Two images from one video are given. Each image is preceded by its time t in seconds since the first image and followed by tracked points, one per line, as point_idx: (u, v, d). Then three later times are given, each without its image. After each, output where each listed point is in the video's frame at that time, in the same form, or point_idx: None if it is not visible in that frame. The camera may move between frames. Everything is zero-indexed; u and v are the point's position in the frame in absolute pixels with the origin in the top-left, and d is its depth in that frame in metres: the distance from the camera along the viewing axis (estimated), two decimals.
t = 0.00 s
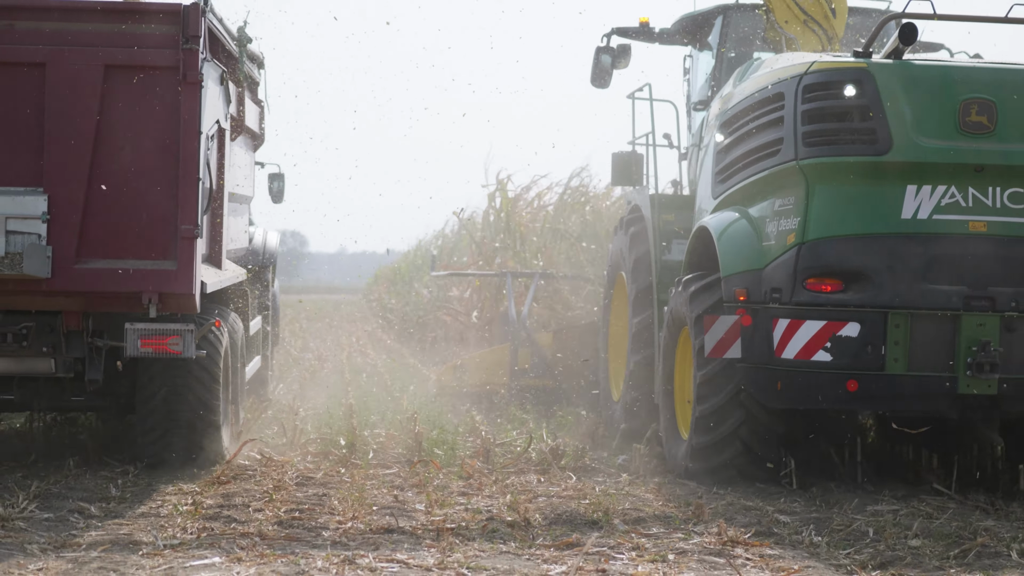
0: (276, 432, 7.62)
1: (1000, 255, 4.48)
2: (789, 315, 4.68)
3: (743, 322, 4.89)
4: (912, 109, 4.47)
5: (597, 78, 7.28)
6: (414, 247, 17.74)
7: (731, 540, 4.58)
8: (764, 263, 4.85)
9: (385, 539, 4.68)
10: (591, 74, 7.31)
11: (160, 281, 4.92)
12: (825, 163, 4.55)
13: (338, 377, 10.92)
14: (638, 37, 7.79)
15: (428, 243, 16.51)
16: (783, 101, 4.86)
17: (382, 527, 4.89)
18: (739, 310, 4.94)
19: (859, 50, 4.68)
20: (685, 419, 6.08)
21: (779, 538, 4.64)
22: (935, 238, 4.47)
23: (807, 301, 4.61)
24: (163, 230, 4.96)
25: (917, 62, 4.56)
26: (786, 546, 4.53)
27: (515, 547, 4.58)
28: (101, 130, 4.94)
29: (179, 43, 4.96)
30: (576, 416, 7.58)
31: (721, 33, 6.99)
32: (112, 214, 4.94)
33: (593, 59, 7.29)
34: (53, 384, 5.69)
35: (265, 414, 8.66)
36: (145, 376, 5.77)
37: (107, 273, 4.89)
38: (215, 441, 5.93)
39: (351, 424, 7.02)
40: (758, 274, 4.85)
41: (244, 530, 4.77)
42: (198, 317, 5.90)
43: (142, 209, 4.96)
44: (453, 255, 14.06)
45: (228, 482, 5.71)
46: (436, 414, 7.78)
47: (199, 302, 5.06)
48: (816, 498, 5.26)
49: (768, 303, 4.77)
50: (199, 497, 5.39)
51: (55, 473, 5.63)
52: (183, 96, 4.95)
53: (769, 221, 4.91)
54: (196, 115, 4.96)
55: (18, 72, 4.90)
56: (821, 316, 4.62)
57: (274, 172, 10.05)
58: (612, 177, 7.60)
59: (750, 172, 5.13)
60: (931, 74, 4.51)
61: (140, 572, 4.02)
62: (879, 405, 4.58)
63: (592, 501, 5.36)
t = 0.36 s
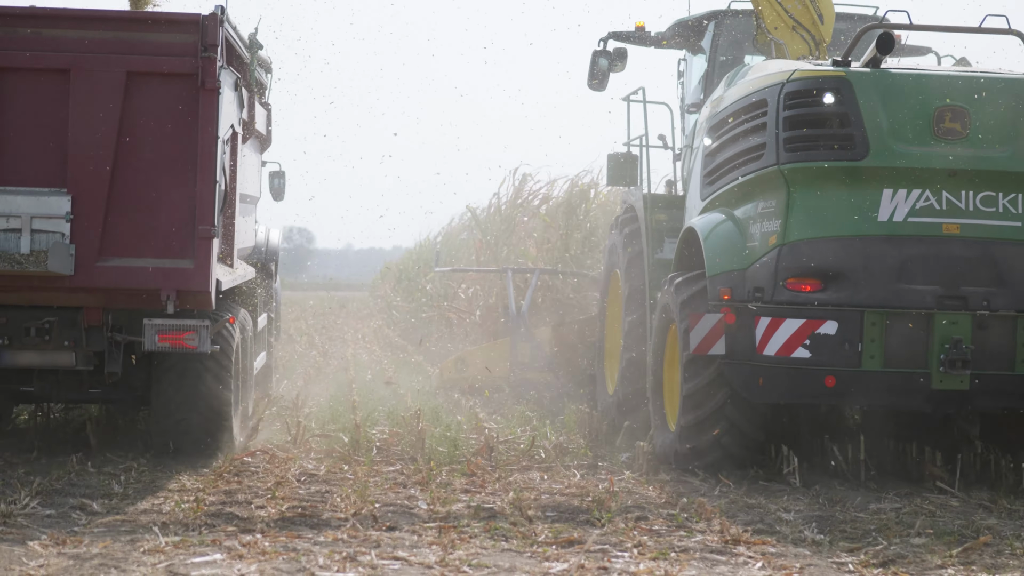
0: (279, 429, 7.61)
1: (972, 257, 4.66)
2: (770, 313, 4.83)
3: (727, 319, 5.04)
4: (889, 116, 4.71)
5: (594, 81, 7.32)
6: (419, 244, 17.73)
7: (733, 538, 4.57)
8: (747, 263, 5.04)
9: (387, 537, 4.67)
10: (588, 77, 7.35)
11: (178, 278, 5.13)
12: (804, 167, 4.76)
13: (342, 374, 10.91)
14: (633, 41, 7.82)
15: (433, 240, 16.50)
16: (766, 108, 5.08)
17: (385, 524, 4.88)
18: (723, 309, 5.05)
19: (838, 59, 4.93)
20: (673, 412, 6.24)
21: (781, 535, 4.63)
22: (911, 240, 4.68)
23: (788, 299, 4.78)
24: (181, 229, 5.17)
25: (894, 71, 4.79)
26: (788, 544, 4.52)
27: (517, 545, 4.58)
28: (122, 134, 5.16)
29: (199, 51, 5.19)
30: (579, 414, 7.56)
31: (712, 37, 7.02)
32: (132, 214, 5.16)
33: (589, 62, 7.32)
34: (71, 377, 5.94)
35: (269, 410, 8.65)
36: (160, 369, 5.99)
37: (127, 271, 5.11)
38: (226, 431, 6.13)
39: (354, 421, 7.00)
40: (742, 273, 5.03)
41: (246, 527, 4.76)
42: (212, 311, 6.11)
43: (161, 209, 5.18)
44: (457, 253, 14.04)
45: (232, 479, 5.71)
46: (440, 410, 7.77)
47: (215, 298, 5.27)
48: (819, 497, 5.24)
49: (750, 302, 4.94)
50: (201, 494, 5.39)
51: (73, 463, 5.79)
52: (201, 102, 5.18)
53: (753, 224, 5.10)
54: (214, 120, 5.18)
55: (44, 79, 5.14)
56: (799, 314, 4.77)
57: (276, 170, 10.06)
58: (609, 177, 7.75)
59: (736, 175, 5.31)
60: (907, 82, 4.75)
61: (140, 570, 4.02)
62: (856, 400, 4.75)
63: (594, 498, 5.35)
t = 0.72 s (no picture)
0: (280, 427, 7.59)
1: (941, 259, 4.86)
2: (749, 313, 5.06)
3: (708, 319, 5.25)
4: (863, 124, 4.87)
5: (588, 85, 7.31)
6: (421, 243, 17.72)
7: (733, 539, 4.56)
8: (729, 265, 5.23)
9: (386, 537, 4.66)
10: (581, 81, 7.34)
11: (193, 278, 5.47)
12: (781, 173, 4.96)
13: (343, 372, 10.88)
14: (625, 47, 7.80)
15: (434, 239, 16.49)
16: (745, 116, 5.25)
17: (383, 524, 4.87)
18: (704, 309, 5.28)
19: (814, 69, 5.06)
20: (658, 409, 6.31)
21: (781, 535, 4.62)
22: (884, 242, 4.87)
23: (766, 299, 5.01)
24: (196, 231, 5.52)
25: (867, 80, 4.94)
26: (787, 544, 4.51)
27: (516, 545, 4.57)
28: (140, 140, 5.49)
29: (213, 60, 5.49)
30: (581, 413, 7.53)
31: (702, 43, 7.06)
32: (149, 216, 5.50)
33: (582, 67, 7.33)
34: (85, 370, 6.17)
35: (270, 409, 8.64)
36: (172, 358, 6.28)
37: (144, 271, 5.45)
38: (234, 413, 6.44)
39: (354, 421, 6.98)
40: (723, 273, 5.25)
41: (244, 527, 4.75)
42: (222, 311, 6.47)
43: (177, 212, 5.52)
44: (458, 252, 14.04)
45: (231, 478, 5.70)
46: (440, 409, 7.75)
47: (227, 298, 5.62)
48: (819, 497, 5.23)
49: (731, 302, 5.17)
50: (200, 494, 5.37)
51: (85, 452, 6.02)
52: (215, 110, 5.50)
53: (735, 227, 5.29)
54: (227, 128, 5.50)
55: (67, 86, 5.45)
56: (777, 314, 5.00)
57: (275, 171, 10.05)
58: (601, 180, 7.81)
59: (719, 179, 5.49)
60: (881, 92, 4.90)
61: (138, 570, 4.00)
62: (834, 394, 4.97)
63: (594, 498, 5.34)
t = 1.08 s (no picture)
0: (281, 427, 7.59)
1: (918, 259, 5.05)
2: (734, 311, 5.18)
3: (695, 318, 5.36)
4: (843, 130, 5.09)
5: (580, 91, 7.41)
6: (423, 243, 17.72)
7: (732, 539, 4.55)
8: (714, 264, 5.39)
9: (385, 537, 4.66)
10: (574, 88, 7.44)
11: (202, 277, 5.72)
12: (765, 176, 5.14)
13: (346, 372, 10.87)
14: (615, 54, 7.87)
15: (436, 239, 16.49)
16: (730, 122, 5.45)
17: (382, 524, 4.87)
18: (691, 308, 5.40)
19: (798, 77, 5.29)
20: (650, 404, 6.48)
21: (780, 536, 4.62)
22: (864, 243, 5.06)
23: (750, 298, 5.15)
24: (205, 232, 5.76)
25: (848, 88, 5.19)
26: (787, 544, 4.51)
27: (515, 545, 4.56)
28: (152, 146, 5.72)
29: (221, 69, 5.72)
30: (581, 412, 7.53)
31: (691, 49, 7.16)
32: (161, 218, 5.73)
33: (576, 73, 7.44)
34: (97, 365, 6.33)
35: (272, 409, 8.64)
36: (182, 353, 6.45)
37: (156, 271, 5.68)
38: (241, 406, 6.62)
39: (354, 420, 6.98)
40: (709, 274, 5.40)
41: (243, 527, 4.75)
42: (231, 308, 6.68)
43: (187, 214, 5.75)
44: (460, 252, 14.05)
45: (231, 478, 5.70)
46: (441, 409, 7.75)
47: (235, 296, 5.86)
48: (819, 497, 5.23)
49: (717, 301, 5.28)
50: (200, 494, 5.36)
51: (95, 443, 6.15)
52: (223, 117, 5.73)
53: (720, 228, 5.45)
54: (234, 134, 5.73)
55: (82, 95, 5.69)
56: (760, 312, 5.12)
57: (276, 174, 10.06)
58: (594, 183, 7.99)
59: (705, 183, 5.66)
60: (858, 99, 5.15)
61: (136, 570, 4.00)
62: (815, 389, 5.09)
63: (593, 498, 5.33)
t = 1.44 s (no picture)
0: (284, 426, 7.58)
1: (901, 259, 5.22)
2: (725, 307, 5.33)
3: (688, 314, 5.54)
4: (829, 135, 5.27)
5: (578, 95, 7.54)
6: (427, 244, 17.72)
7: (735, 538, 4.54)
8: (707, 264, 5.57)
9: (387, 537, 4.64)
10: (572, 92, 7.57)
11: (217, 277, 5.87)
12: (755, 179, 5.32)
13: (350, 372, 10.85)
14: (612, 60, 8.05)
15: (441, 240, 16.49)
16: (721, 127, 5.66)
17: (384, 523, 4.86)
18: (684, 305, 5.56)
19: (786, 84, 5.47)
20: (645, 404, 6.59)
21: (782, 535, 4.60)
22: (850, 243, 5.23)
23: (739, 296, 5.30)
24: (220, 234, 5.91)
25: (835, 95, 5.37)
26: (789, 543, 4.49)
27: (517, 545, 4.55)
28: (168, 152, 5.87)
29: (234, 79, 5.89)
30: (586, 411, 7.50)
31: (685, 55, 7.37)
32: (177, 221, 5.87)
33: (574, 78, 7.57)
34: (116, 361, 6.57)
35: (275, 408, 8.63)
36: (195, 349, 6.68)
37: (173, 272, 5.84)
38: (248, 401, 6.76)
39: (358, 419, 6.96)
40: (701, 273, 5.57)
41: (244, 526, 4.75)
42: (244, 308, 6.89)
43: (202, 216, 5.90)
44: (465, 253, 14.06)
45: (233, 478, 5.69)
46: (444, 408, 7.74)
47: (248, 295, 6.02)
48: (822, 496, 5.21)
49: (709, 298, 5.45)
50: (202, 494, 5.36)
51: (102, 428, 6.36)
52: (236, 123, 5.89)
53: (713, 229, 5.63)
54: (247, 140, 5.90)
55: (101, 102, 5.82)
56: (750, 309, 5.27)
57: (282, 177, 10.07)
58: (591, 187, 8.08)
59: (700, 185, 5.85)
60: (845, 105, 5.33)
61: (136, 570, 3.99)
62: (802, 384, 5.25)
63: (596, 498, 5.31)
